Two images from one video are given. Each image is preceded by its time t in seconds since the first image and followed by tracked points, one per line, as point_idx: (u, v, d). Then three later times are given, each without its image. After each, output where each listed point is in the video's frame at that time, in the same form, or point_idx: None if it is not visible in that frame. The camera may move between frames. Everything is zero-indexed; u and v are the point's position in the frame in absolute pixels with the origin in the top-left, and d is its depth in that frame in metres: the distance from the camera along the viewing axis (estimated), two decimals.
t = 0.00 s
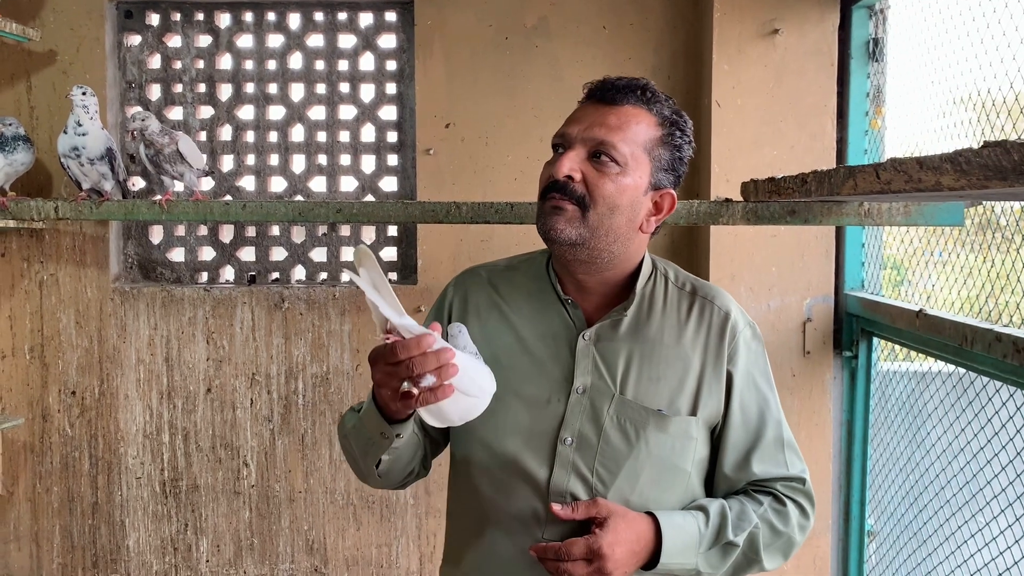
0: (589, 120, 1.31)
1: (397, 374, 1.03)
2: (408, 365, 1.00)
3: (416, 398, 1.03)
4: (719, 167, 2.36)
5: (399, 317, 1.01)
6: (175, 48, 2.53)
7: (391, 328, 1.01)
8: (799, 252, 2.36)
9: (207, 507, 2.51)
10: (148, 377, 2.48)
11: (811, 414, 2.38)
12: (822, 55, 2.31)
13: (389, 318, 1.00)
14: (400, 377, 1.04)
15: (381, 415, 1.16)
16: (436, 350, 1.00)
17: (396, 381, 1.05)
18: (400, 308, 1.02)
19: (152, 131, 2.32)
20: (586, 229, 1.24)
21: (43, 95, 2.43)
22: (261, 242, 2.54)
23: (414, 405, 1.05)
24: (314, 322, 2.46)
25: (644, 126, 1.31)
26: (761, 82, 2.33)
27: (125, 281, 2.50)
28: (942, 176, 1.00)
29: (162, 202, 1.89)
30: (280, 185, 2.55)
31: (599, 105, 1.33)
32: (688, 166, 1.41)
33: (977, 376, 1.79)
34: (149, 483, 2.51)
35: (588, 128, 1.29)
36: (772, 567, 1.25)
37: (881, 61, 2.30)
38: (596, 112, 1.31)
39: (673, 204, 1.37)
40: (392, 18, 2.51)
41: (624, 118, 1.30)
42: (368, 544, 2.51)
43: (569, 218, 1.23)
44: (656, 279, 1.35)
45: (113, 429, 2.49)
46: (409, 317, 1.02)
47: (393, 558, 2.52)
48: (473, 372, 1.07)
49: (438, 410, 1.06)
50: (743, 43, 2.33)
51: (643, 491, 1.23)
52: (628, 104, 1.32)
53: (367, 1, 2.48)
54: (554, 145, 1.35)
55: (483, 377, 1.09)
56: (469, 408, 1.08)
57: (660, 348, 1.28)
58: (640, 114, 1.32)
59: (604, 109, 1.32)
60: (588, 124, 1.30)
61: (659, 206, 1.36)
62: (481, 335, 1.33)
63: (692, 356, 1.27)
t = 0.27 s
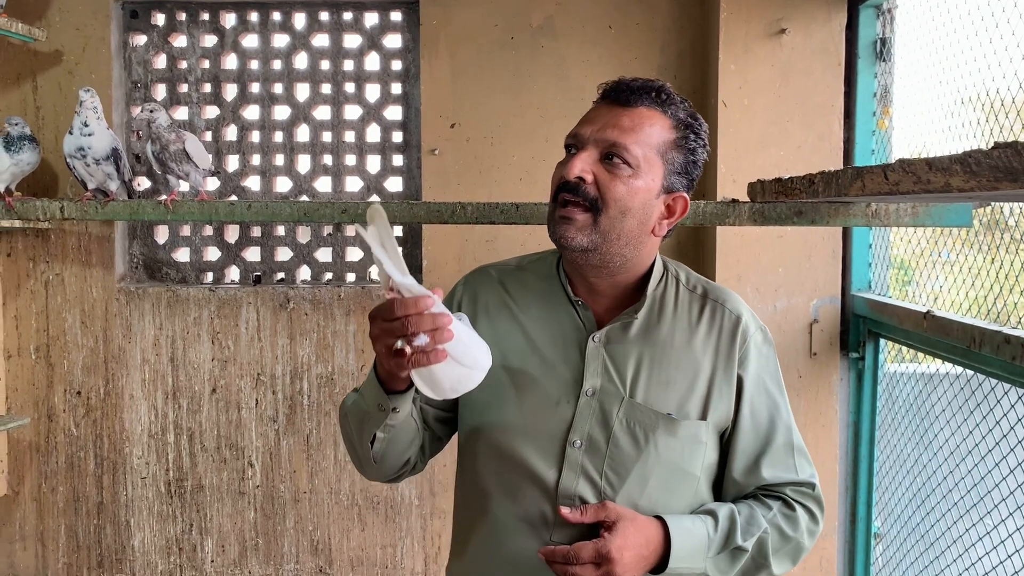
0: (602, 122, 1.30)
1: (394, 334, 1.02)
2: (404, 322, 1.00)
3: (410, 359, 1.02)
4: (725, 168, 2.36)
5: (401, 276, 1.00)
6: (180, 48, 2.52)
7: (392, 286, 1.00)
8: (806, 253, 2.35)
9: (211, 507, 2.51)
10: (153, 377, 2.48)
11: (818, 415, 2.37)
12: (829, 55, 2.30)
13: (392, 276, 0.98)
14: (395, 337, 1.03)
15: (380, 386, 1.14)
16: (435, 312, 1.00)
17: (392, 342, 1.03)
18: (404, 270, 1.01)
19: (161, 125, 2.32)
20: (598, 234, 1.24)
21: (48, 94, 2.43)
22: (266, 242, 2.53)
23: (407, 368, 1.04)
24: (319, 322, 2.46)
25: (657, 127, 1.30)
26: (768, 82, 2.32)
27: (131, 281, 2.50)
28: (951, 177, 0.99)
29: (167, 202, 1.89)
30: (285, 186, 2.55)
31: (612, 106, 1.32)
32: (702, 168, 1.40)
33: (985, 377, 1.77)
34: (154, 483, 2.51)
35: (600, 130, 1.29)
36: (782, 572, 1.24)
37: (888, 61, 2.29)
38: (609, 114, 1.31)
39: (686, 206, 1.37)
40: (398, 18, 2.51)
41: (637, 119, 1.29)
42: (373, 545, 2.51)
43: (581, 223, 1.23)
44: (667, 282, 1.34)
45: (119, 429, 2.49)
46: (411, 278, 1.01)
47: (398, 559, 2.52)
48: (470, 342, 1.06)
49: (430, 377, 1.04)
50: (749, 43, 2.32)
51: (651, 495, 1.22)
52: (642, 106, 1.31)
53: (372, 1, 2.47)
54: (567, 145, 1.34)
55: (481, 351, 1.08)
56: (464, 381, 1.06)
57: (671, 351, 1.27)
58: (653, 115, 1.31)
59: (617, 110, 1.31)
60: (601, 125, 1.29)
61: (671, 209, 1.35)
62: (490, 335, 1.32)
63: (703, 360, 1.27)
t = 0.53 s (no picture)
0: (608, 121, 1.29)
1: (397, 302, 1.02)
2: (407, 290, 1.00)
3: (411, 328, 1.02)
4: (731, 166, 2.34)
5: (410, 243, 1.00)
6: (184, 46, 2.52)
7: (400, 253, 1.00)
8: (812, 252, 2.33)
9: (215, 506, 2.51)
10: (157, 375, 2.47)
11: (824, 415, 2.36)
12: (836, 52, 2.29)
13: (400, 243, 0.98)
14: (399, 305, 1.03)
15: (381, 363, 1.13)
16: (439, 282, 1.00)
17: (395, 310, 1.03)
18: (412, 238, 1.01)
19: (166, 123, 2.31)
20: (601, 235, 1.23)
21: (52, 93, 2.43)
22: (270, 241, 2.53)
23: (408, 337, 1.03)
24: (323, 321, 2.46)
25: (663, 127, 1.28)
26: (774, 80, 2.31)
27: (135, 280, 2.49)
28: (962, 175, 0.98)
29: (171, 201, 1.89)
30: (289, 184, 2.54)
31: (619, 105, 1.31)
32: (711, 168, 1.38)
33: (993, 378, 1.76)
34: (158, 482, 2.50)
35: (605, 129, 1.27)
36: (788, 572, 1.24)
37: (895, 59, 2.27)
38: (615, 113, 1.29)
39: (694, 207, 1.34)
40: (402, 16, 2.50)
41: (643, 119, 1.28)
42: (377, 544, 2.50)
43: (584, 223, 1.22)
44: (675, 281, 1.33)
45: (122, 428, 2.49)
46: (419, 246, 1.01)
47: (402, 558, 2.51)
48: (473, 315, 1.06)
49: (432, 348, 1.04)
50: (755, 41, 2.31)
51: (662, 495, 1.21)
52: (648, 106, 1.29)
53: None
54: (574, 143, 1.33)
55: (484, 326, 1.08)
56: (465, 355, 1.06)
57: (680, 351, 1.26)
58: (659, 115, 1.29)
59: (622, 110, 1.29)
60: (606, 125, 1.28)
61: (677, 210, 1.34)
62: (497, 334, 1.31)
63: (712, 360, 1.26)
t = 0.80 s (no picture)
0: (602, 120, 1.27)
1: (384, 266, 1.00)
2: (394, 252, 0.98)
3: (396, 292, 1.00)
4: (734, 162, 2.33)
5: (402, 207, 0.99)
6: (183, 42, 2.50)
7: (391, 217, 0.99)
8: (815, 249, 2.32)
9: (215, 505, 2.50)
10: (156, 373, 2.46)
11: (827, 413, 2.35)
12: (840, 47, 2.27)
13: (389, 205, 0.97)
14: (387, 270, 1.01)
15: (371, 336, 1.11)
16: (427, 249, 0.98)
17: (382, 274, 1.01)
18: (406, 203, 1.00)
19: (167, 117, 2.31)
20: (595, 234, 1.22)
21: (51, 89, 2.41)
22: (270, 238, 2.51)
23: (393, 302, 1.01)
24: (323, 319, 2.44)
25: (658, 125, 1.26)
26: (778, 75, 2.29)
27: (134, 277, 2.48)
28: (969, 170, 0.96)
29: (170, 198, 1.87)
30: (289, 181, 2.53)
31: (614, 103, 1.29)
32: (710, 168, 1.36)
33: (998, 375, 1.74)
34: (157, 481, 2.49)
35: (599, 128, 1.26)
36: (793, 567, 1.24)
37: (899, 55, 2.25)
38: (610, 111, 1.28)
39: (691, 207, 1.32)
40: (402, 11, 2.48)
41: (637, 117, 1.26)
42: (378, 543, 2.49)
43: (577, 223, 1.21)
44: (675, 276, 1.32)
45: (121, 427, 2.47)
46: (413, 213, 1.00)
47: (402, 557, 2.50)
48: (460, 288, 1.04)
49: (415, 318, 1.01)
50: (758, 37, 2.29)
51: (667, 490, 1.20)
52: (643, 103, 1.27)
53: None
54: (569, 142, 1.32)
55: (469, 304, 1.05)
56: (449, 327, 1.02)
57: (682, 345, 1.25)
58: (655, 113, 1.27)
59: (617, 108, 1.28)
60: (600, 123, 1.27)
61: (675, 209, 1.31)
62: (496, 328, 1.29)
63: (714, 354, 1.24)
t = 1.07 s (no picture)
0: (586, 118, 1.25)
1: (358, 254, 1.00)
2: (367, 240, 0.98)
3: (366, 278, 0.99)
4: (732, 159, 2.31)
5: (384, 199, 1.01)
6: (178, 39, 2.48)
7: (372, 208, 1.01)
8: (815, 246, 2.30)
9: (211, 504, 2.49)
10: (151, 373, 2.45)
11: (826, 411, 2.34)
12: (839, 43, 2.25)
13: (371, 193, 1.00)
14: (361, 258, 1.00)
15: (348, 336, 1.10)
16: (401, 239, 0.99)
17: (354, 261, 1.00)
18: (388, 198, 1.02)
19: (163, 113, 2.29)
20: (581, 235, 1.21)
21: (44, 87, 2.39)
22: (265, 237, 2.50)
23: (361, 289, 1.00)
24: (319, 317, 2.43)
25: (644, 124, 1.24)
26: (776, 72, 2.28)
27: (129, 276, 2.47)
28: (971, 168, 0.94)
29: (164, 196, 1.85)
30: (285, 179, 2.51)
31: (597, 101, 1.27)
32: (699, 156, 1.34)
33: (999, 374, 1.73)
34: (153, 480, 2.48)
35: (585, 126, 1.24)
36: (784, 566, 1.23)
37: (898, 50, 2.24)
38: (594, 109, 1.25)
39: (679, 203, 1.31)
40: (398, 7, 2.46)
41: (622, 116, 1.24)
42: (375, 543, 2.48)
43: (563, 224, 1.20)
44: (664, 273, 1.31)
45: (117, 426, 2.46)
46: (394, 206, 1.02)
47: (399, 557, 2.49)
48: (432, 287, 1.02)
49: (381, 309, 0.99)
50: (757, 32, 2.28)
51: (657, 490, 1.19)
52: (626, 101, 1.25)
53: None
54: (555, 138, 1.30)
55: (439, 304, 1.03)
56: (413, 321, 1.00)
57: (671, 343, 1.23)
58: (640, 110, 1.25)
59: (601, 106, 1.25)
60: (584, 122, 1.24)
61: (663, 205, 1.29)
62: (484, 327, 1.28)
63: (703, 352, 1.23)
